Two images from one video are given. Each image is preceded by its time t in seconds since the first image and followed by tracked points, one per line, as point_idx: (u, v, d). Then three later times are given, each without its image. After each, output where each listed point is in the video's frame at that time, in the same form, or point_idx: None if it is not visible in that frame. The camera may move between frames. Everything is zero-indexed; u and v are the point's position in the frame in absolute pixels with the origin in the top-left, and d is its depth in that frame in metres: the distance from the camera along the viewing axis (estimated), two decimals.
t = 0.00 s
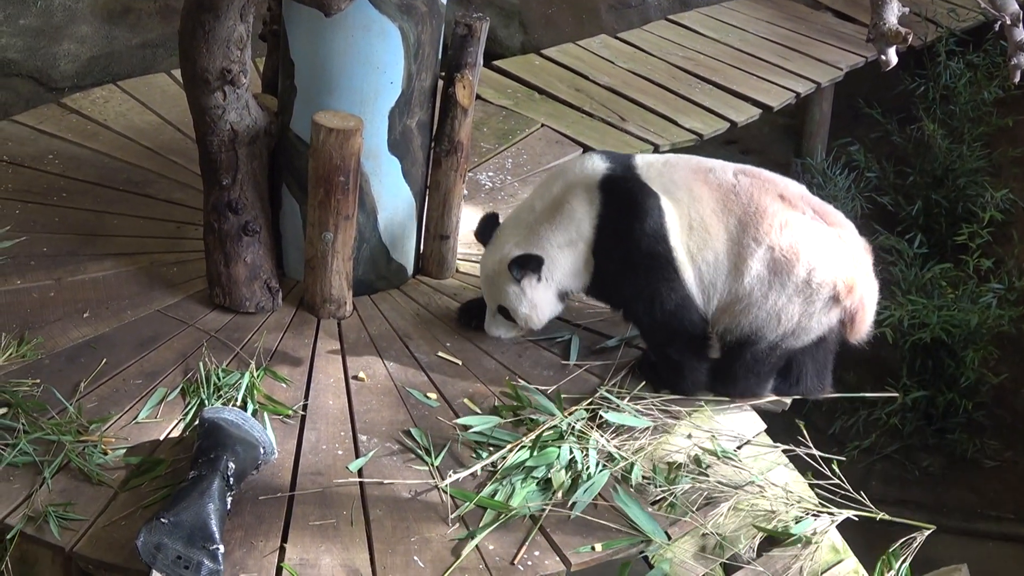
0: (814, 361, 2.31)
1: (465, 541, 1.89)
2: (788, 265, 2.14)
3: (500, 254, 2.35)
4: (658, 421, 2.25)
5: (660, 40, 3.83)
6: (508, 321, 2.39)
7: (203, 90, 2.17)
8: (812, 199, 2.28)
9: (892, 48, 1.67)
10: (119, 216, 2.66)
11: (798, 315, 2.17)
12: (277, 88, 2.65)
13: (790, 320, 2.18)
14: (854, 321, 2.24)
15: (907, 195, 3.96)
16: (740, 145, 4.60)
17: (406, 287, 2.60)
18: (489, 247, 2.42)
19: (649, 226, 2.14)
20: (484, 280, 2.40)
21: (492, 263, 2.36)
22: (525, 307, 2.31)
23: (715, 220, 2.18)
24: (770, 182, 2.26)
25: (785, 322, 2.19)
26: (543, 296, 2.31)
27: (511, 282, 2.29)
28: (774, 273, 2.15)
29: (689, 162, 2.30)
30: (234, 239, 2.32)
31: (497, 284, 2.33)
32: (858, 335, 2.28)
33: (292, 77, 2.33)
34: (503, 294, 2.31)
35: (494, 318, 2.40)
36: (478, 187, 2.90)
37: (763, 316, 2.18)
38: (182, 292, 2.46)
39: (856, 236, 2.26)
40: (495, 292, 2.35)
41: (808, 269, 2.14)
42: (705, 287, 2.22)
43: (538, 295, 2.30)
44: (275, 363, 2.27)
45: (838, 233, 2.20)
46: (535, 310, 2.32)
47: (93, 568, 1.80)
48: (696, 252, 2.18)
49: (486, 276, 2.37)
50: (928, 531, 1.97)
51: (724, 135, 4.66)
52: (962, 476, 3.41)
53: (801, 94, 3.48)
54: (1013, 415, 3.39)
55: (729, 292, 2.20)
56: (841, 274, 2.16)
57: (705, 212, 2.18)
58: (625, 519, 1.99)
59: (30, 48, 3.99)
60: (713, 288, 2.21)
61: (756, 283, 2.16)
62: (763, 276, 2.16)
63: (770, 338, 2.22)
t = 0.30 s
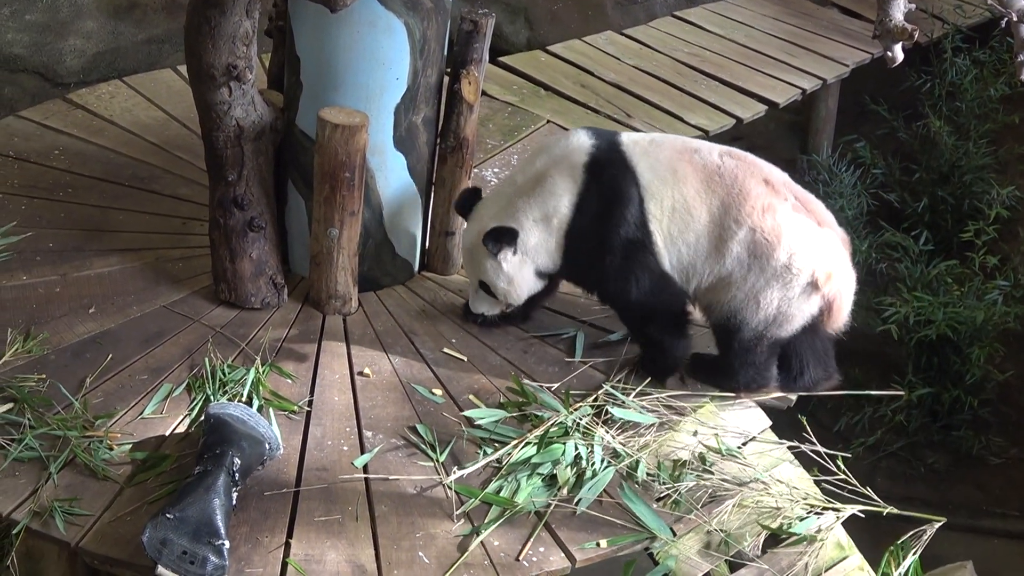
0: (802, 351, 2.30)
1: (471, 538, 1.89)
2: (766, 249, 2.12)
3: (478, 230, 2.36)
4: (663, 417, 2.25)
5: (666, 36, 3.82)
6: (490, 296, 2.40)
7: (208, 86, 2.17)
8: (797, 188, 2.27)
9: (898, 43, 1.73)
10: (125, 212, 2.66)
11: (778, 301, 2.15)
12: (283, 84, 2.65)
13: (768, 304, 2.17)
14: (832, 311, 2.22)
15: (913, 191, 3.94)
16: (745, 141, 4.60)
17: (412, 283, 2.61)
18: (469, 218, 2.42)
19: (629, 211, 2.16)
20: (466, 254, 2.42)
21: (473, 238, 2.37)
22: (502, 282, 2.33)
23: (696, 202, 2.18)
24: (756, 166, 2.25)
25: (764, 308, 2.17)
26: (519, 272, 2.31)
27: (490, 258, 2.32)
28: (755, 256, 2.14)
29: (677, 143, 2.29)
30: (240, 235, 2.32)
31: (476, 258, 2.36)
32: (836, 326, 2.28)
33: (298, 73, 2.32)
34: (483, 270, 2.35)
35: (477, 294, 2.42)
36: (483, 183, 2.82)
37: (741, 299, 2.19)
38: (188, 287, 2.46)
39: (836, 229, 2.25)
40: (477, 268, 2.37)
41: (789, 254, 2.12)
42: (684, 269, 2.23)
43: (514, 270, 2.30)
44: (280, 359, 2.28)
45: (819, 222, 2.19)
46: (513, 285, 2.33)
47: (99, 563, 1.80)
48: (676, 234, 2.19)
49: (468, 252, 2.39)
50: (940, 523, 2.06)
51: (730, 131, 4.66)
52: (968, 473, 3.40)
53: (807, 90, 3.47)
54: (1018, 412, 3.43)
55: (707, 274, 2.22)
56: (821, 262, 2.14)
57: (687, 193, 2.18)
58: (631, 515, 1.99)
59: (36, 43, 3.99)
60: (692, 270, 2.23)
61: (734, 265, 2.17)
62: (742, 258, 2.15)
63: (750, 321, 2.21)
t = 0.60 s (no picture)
0: (804, 338, 2.34)
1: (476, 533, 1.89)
2: (749, 233, 2.16)
3: (473, 233, 2.33)
4: (669, 413, 2.24)
5: (673, 32, 3.82)
6: (504, 296, 2.35)
7: (215, 80, 2.17)
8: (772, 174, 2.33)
9: (906, 40, 1.84)
10: (131, 206, 2.66)
11: (765, 284, 2.18)
12: (289, 78, 2.65)
13: (755, 288, 2.19)
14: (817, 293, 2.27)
15: (919, 188, 3.93)
16: (752, 137, 4.60)
17: (418, 278, 2.61)
18: (455, 229, 2.41)
19: (614, 193, 2.18)
20: (463, 260, 2.40)
21: (468, 238, 2.35)
22: (509, 279, 2.30)
23: (679, 185, 2.21)
24: (734, 153, 2.30)
25: (752, 292, 2.20)
26: (521, 265, 2.28)
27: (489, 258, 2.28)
28: (739, 240, 2.18)
29: (657, 128, 2.33)
30: (246, 229, 2.32)
31: (476, 262, 2.34)
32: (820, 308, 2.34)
33: (304, 67, 2.32)
34: (484, 271, 2.32)
35: (490, 295, 2.36)
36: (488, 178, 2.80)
37: (725, 282, 2.22)
38: (194, 282, 2.46)
39: (813, 213, 2.31)
40: (478, 269, 2.35)
41: (774, 235, 2.15)
42: (668, 254, 2.27)
43: (515, 265, 2.27)
44: (286, 353, 2.28)
45: (797, 206, 2.24)
46: (519, 278, 2.30)
47: (104, 557, 1.80)
48: (662, 217, 2.22)
49: (466, 254, 2.37)
50: (945, 521, 2.04)
51: (736, 127, 4.67)
52: (972, 470, 3.40)
53: (814, 87, 3.47)
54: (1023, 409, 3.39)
55: (691, 258, 2.25)
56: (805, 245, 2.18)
57: (670, 176, 2.21)
58: (637, 511, 1.99)
59: (43, 37, 3.99)
60: (676, 255, 2.26)
61: (718, 250, 2.20)
62: (726, 243, 2.19)
63: (736, 305, 2.24)
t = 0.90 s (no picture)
0: (806, 321, 2.35)
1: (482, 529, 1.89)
2: (745, 224, 2.16)
3: (463, 246, 2.31)
4: (675, 408, 2.24)
5: (679, 28, 3.82)
6: (496, 304, 2.35)
7: (221, 75, 2.17)
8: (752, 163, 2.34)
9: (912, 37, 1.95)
10: (137, 201, 2.66)
11: (767, 271, 2.18)
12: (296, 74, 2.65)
13: (757, 277, 2.18)
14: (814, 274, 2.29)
15: (926, 184, 3.92)
16: (758, 133, 4.61)
17: (424, 273, 2.61)
18: (446, 241, 2.38)
19: (604, 193, 2.17)
20: (455, 273, 2.38)
21: (459, 250, 2.33)
22: (501, 290, 2.27)
23: (670, 181, 2.20)
24: (716, 145, 2.31)
25: (754, 281, 2.19)
26: (513, 277, 2.23)
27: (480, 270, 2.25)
28: (735, 230, 2.17)
29: (638, 126, 2.32)
30: (252, 225, 2.32)
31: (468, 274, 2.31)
32: (816, 287, 2.35)
33: (311, 62, 2.32)
34: (476, 282, 2.30)
35: (483, 302, 2.36)
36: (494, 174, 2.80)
37: (724, 275, 2.22)
38: (200, 277, 2.46)
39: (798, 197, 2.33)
40: (470, 281, 2.32)
41: (770, 222, 2.16)
42: (663, 251, 2.25)
43: (506, 278, 2.23)
44: (292, 348, 2.28)
45: (784, 190, 2.26)
46: (512, 290, 2.27)
47: (111, 551, 1.80)
48: (657, 211, 2.20)
49: (458, 267, 2.33)
50: (951, 516, 2.04)
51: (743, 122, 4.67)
52: (978, 466, 3.40)
53: (821, 82, 3.46)
54: None
55: (687, 254, 2.23)
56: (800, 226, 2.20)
57: (660, 172, 2.20)
58: (642, 507, 1.99)
59: (50, 32, 4.01)
60: (670, 253, 2.24)
61: (714, 243, 2.20)
62: (722, 236, 2.19)
63: (735, 299, 2.23)
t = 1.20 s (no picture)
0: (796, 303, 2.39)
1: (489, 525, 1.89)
2: (754, 215, 2.19)
3: (470, 276, 2.23)
4: (681, 405, 2.24)
5: (685, 24, 3.81)
6: (505, 335, 2.24)
7: (228, 72, 2.17)
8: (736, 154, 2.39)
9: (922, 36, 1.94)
10: (144, 198, 2.67)
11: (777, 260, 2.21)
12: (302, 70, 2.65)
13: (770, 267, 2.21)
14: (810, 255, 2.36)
15: (933, 180, 3.91)
16: (765, 129, 4.61)
17: (430, 269, 2.61)
18: (452, 276, 2.30)
19: (609, 201, 2.15)
20: (464, 309, 2.28)
21: (467, 282, 2.24)
22: (513, 321, 2.19)
23: (675, 181, 2.19)
24: (703, 140, 2.33)
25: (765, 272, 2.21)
26: (524, 306, 2.17)
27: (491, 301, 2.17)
28: (743, 224, 2.19)
29: (626, 130, 2.31)
30: (259, 221, 2.32)
31: (478, 305, 2.20)
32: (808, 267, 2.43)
33: (317, 59, 2.32)
34: (487, 316, 2.20)
35: (491, 336, 2.26)
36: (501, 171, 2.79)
37: (736, 270, 2.22)
38: (207, 274, 2.46)
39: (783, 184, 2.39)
40: (480, 314, 2.22)
41: (775, 211, 2.21)
42: (673, 253, 2.23)
43: (517, 307, 2.16)
44: (299, 345, 2.29)
45: (778, 175, 2.30)
46: (524, 320, 2.20)
47: (118, 547, 1.80)
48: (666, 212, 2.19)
49: (466, 302, 2.25)
50: (958, 513, 2.06)
51: (750, 119, 4.68)
52: (986, 463, 3.39)
53: (827, 79, 3.46)
54: None
55: (698, 254, 2.22)
56: (800, 211, 2.26)
57: (664, 172, 2.19)
58: (649, 503, 1.99)
59: (57, 29, 4.16)
60: (680, 255, 2.23)
61: (725, 240, 2.21)
62: (733, 231, 2.20)
63: (747, 294, 2.24)
